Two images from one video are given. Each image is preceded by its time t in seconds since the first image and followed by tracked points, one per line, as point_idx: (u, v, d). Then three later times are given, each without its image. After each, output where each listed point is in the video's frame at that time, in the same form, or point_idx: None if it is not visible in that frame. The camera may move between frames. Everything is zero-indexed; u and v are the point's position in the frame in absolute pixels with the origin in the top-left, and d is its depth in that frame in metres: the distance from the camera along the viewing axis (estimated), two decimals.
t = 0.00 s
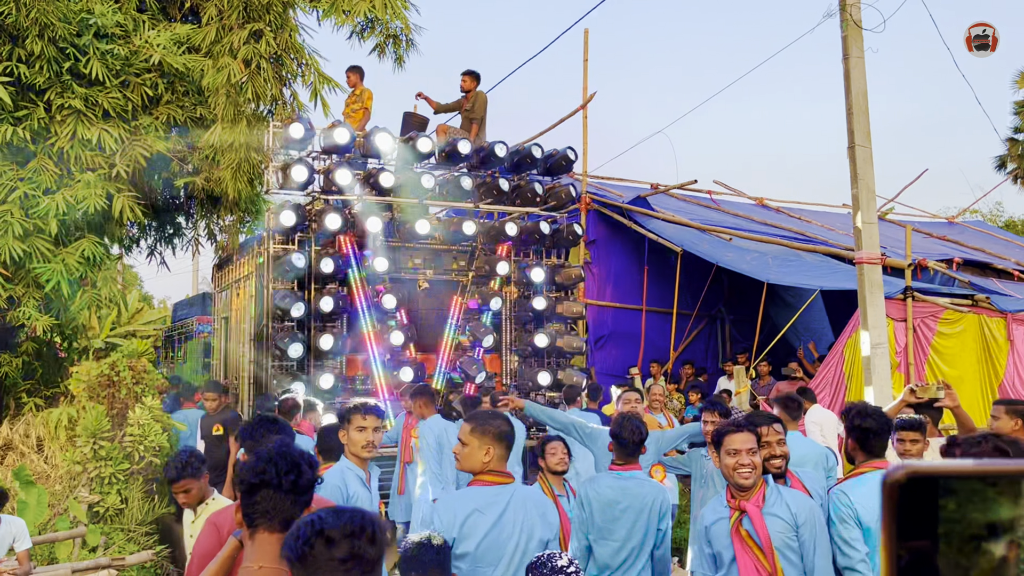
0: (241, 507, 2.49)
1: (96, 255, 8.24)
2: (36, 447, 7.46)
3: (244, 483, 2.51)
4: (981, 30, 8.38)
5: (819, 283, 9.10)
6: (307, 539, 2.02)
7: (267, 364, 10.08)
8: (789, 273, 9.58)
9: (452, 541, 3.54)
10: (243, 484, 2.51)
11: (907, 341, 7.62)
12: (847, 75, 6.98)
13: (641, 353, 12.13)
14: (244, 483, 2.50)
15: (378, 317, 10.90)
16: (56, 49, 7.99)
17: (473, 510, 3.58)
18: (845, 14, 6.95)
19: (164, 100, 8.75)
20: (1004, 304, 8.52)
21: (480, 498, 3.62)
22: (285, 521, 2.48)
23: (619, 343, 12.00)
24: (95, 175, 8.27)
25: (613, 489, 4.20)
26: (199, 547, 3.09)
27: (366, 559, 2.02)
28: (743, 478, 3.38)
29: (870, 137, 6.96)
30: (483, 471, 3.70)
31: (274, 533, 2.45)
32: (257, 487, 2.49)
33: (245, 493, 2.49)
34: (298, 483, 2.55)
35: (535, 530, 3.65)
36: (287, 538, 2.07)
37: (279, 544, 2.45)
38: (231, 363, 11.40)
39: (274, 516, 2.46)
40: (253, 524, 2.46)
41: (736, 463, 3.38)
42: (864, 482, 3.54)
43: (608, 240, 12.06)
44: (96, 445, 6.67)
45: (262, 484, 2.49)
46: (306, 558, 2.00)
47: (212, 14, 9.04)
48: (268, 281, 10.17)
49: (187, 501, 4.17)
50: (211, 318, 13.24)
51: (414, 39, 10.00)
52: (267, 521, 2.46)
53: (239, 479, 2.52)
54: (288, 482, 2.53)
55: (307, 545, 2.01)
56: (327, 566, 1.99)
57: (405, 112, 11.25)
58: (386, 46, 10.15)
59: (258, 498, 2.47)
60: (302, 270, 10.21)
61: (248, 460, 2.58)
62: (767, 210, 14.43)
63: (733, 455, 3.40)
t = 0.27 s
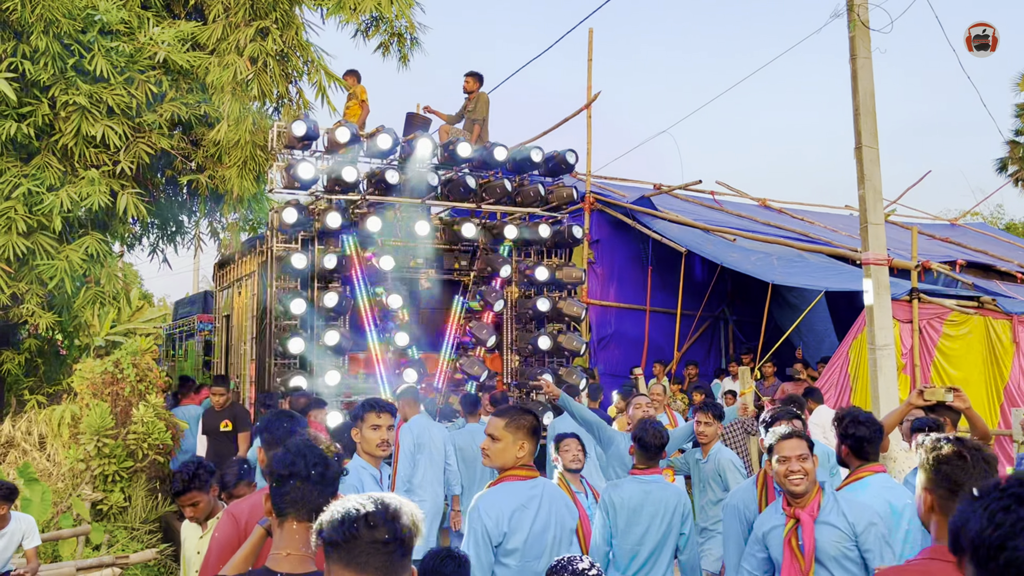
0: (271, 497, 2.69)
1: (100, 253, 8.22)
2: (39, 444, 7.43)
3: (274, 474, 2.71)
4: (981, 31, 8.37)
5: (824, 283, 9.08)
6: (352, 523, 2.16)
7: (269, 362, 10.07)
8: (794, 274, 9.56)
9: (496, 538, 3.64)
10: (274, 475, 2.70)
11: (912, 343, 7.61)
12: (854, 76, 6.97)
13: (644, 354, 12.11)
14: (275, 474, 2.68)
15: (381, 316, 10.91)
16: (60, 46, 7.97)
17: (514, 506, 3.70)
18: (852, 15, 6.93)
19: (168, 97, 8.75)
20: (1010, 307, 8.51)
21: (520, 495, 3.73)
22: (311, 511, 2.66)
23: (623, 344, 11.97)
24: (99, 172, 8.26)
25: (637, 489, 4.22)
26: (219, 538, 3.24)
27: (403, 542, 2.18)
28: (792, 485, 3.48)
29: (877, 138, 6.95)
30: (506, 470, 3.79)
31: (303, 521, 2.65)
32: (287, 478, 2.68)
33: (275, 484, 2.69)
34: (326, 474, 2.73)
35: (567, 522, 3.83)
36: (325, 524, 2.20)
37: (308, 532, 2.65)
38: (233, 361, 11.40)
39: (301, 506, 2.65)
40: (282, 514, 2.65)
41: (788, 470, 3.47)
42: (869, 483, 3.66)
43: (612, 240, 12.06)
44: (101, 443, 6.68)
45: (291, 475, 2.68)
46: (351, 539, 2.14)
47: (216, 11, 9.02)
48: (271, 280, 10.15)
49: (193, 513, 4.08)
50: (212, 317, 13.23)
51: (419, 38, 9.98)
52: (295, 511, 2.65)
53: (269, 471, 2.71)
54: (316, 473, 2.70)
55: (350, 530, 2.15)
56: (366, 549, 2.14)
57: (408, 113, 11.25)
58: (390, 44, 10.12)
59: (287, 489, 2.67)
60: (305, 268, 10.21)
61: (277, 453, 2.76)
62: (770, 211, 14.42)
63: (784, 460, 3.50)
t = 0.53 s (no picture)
0: (282, 490, 2.68)
1: (104, 250, 8.21)
2: (43, 442, 7.41)
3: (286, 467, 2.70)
4: (981, 30, 8.34)
5: (831, 284, 9.05)
6: (357, 513, 2.14)
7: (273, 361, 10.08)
8: (800, 274, 9.53)
9: (554, 544, 3.53)
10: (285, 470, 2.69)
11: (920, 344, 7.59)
12: (862, 75, 6.94)
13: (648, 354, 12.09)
14: (286, 468, 2.68)
15: (385, 315, 10.90)
16: (66, 43, 7.96)
17: (559, 509, 3.59)
18: (861, 14, 6.90)
19: (173, 95, 8.74)
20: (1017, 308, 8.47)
21: (559, 498, 3.63)
22: (322, 504, 2.66)
23: (627, 343, 11.94)
24: (104, 170, 8.24)
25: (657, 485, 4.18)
26: (219, 535, 3.22)
27: (405, 533, 2.15)
28: (842, 483, 3.39)
29: (885, 138, 6.92)
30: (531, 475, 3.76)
31: (314, 514, 2.63)
32: (297, 473, 2.67)
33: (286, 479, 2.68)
34: (336, 470, 2.75)
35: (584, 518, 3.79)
36: (332, 515, 2.17)
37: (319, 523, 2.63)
38: (236, 360, 11.39)
39: (312, 500, 2.64)
40: (293, 506, 2.64)
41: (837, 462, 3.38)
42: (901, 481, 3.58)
43: (616, 239, 12.05)
44: (105, 441, 6.68)
45: (302, 470, 2.68)
46: (355, 531, 2.11)
47: (222, 9, 9.00)
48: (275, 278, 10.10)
49: (200, 514, 3.81)
50: (214, 315, 13.24)
51: (425, 36, 9.96)
52: (306, 505, 2.64)
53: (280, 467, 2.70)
54: (326, 468, 2.70)
55: (356, 520, 2.12)
56: (371, 539, 2.10)
57: (413, 113, 11.27)
58: (396, 43, 10.10)
59: (298, 482, 2.66)
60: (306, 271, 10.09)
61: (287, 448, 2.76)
62: (774, 211, 14.40)
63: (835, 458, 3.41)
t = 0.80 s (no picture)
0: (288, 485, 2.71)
1: (109, 248, 8.19)
2: (47, 440, 7.40)
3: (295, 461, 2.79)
4: (981, 30, 8.32)
5: (836, 282, 9.04)
6: (316, 499, 2.36)
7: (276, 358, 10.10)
8: (805, 272, 9.51)
9: (585, 540, 3.54)
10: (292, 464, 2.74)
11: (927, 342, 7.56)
12: (869, 72, 6.91)
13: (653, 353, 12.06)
14: (292, 457, 2.88)
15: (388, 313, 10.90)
16: (71, 39, 7.95)
17: (588, 507, 3.62)
18: (868, 11, 6.87)
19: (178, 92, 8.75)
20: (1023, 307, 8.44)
21: (586, 496, 3.67)
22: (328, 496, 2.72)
23: (632, 342, 11.91)
24: (108, 167, 8.24)
25: (702, 480, 4.30)
26: (225, 528, 3.21)
27: (366, 514, 2.33)
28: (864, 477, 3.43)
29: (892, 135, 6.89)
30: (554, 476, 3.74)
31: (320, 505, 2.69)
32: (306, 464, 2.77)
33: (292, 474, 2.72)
34: (338, 459, 2.94)
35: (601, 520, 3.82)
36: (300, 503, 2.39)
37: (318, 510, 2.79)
38: (239, 358, 11.39)
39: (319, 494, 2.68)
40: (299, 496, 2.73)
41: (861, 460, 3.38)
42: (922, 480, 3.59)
43: (621, 238, 12.01)
44: (110, 439, 6.69)
45: (307, 458, 2.88)
46: (317, 514, 2.33)
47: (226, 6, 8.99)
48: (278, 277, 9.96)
49: (182, 514, 3.71)
50: (216, 314, 13.25)
51: (429, 33, 9.95)
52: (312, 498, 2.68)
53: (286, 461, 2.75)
54: (329, 457, 2.90)
55: (317, 503, 2.35)
56: (334, 517, 2.31)
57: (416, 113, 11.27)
58: (400, 40, 10.08)
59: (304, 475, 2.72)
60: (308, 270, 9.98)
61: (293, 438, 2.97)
62: (778, 210, 14.39)
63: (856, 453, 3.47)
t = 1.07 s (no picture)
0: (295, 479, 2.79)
1: (113, 244, 8.19)
2: (52, 436, 7.41)
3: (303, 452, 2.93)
4: (982, 30, 8.28)
5: (842, 278, 9.00)
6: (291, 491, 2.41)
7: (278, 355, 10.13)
8: (811, 269, 9.47)
9: (585, 546, 3.45)
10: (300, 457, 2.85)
11: (932, 339, 7.53)
12: (876, 68, 6.88)
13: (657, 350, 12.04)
14: (303, 450, 3.00)
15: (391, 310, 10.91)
16: (74, 35, 7.95)
17: (591, 510, 3.54)
18: (876, 6, 6.83)
19: (181, 89, 8.74)
20: None
21: (591, 499, 3.59)
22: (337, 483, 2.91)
23: (635, 338, 11.89)
24: (113, 163, 8.23)
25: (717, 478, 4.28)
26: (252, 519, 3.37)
27: (341, 503, 2.39)
28: (868, 471, 3.46)
29: (898, 131, 6.86)
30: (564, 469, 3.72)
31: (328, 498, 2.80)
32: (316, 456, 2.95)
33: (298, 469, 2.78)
34: (347, 451, 3.05)
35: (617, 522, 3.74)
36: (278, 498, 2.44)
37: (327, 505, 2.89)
38: (241, 354, 11.42)
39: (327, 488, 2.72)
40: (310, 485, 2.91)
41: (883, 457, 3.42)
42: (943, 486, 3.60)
43: (625, 234, 11.97)
44: (116, 434, 6.74)
45: (318, 452, 3.00)
46: (293, 507, 2.36)
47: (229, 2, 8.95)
48: (281, 274, 10.00)
49: (149, 514, 3.47)
50: (219, 310, 13.28)
51: (433, 29, 9.92)
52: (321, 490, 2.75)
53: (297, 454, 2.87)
54: (339, 450, 3.02)
55: (294, 498, 2.39)
56: (310, 507, 2.35)
57: (418, 110, 11.24)
58: (404, 36, 10.04)
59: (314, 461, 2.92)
60: (311, 265, 10.01)
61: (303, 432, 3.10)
62: (782, 206, 14.35)
63: (862, 447, 3.49)
